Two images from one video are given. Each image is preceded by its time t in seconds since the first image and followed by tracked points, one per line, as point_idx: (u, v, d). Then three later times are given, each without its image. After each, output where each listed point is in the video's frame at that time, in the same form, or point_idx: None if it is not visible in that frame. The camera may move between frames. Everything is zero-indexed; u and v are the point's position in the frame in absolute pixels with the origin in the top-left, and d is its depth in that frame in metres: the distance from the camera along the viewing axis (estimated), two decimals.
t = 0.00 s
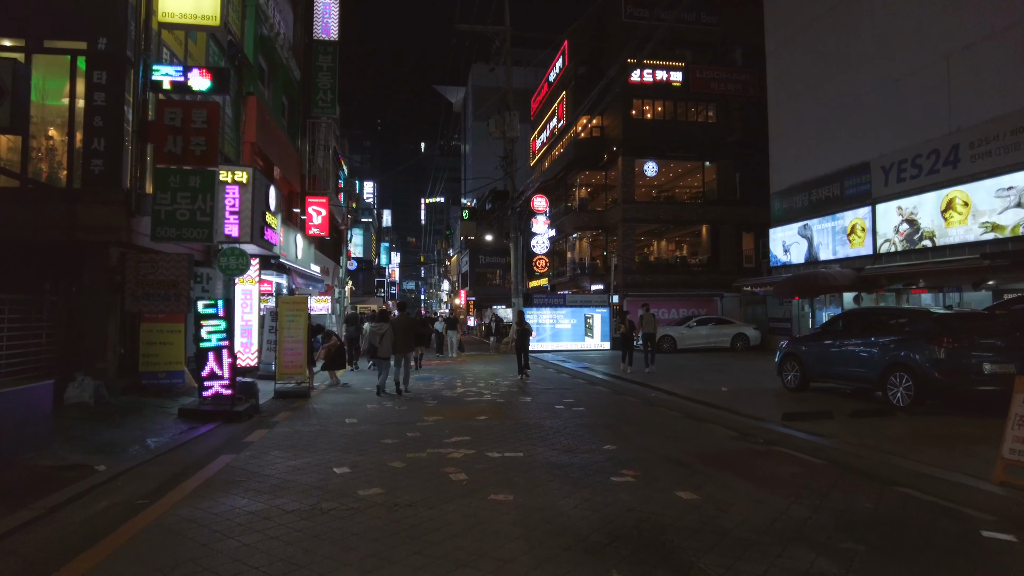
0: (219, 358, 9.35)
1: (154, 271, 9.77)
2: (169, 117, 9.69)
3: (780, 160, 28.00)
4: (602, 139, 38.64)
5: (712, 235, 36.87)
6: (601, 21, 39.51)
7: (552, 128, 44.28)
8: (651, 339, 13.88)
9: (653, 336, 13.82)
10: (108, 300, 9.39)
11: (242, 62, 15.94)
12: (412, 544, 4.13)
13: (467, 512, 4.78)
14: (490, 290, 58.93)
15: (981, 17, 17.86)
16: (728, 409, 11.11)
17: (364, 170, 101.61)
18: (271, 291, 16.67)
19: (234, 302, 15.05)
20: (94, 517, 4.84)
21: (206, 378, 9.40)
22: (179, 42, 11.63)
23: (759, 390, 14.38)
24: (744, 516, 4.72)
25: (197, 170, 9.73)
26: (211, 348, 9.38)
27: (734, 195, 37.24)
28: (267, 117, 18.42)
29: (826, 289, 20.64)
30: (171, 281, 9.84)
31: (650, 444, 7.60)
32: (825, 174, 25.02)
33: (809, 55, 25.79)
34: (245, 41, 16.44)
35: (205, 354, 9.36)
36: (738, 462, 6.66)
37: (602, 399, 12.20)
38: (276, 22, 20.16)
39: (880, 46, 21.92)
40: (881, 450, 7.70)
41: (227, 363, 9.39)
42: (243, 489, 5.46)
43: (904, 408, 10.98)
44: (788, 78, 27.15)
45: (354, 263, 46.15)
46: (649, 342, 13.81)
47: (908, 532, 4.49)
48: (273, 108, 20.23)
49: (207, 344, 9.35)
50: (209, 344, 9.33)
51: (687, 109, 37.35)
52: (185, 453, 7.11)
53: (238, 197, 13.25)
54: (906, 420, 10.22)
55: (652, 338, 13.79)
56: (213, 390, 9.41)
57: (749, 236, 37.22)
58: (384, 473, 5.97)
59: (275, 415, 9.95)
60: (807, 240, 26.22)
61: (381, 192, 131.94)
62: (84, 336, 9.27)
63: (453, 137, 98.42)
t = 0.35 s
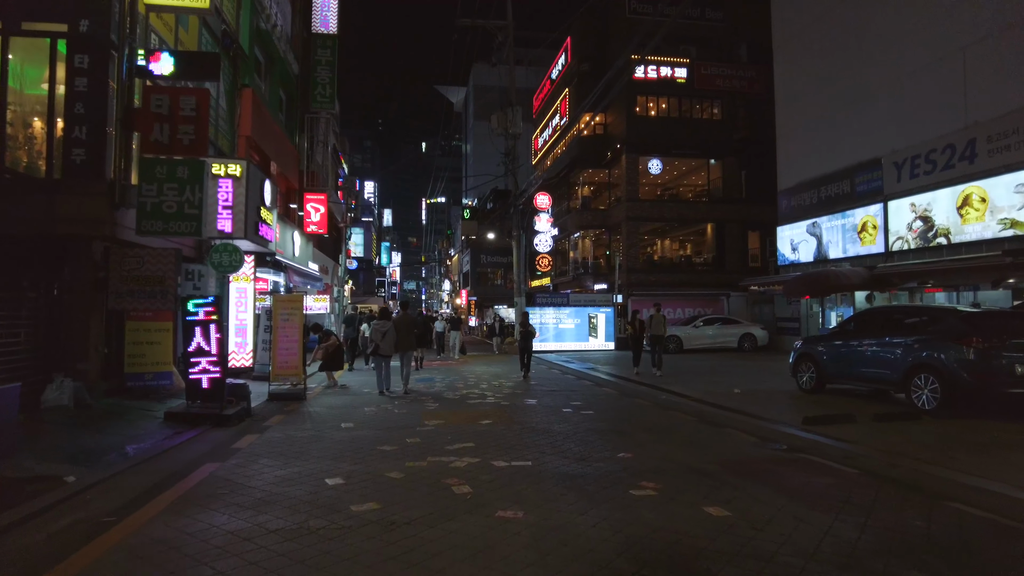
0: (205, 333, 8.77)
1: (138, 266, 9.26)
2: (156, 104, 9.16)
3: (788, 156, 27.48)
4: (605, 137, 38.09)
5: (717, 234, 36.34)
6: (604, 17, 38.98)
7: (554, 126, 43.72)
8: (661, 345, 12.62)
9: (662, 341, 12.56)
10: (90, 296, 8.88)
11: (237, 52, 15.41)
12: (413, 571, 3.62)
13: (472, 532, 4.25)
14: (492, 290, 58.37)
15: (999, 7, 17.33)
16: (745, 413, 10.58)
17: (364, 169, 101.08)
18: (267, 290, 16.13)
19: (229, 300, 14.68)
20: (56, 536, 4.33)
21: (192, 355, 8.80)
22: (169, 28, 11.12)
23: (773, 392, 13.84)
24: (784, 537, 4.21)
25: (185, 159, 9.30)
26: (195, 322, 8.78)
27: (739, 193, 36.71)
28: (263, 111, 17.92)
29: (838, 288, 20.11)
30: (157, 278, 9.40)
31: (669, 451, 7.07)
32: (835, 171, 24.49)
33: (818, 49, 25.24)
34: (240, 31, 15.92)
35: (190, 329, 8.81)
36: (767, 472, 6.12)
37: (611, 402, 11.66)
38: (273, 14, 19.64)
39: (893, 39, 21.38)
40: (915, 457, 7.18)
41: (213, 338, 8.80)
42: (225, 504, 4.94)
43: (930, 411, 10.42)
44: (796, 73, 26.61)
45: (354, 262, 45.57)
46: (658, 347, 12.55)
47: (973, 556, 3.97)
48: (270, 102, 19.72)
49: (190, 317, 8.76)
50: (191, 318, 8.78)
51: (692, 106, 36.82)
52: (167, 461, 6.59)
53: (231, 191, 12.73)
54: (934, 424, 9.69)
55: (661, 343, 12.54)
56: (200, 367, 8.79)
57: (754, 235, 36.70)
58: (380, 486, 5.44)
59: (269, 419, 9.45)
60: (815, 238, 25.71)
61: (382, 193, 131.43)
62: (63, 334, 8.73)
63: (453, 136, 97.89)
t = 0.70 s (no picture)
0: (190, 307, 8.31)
1: (121, 264, 8.74)
2: (138, 91, 8.59)
3: (795, 153, 26.97)
4: (608, 134, 37.58)
5: (722, 232, 35.82)
6: (607, 12, 38.46)
7: (556, 123, 43.19)
8: (671, 345, 11.87)
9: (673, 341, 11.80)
10: (69, 295, 8.33)
11: (231, 44, 14.91)
12: None
13: (482, 566, 3.72)
14: (493, 290, 57.80)
15: None
16: (763, 419, 10.03)
17: (364, 168, 100.62)
18: (262, 290, 15.61)
19: (222, 302, 14.18)
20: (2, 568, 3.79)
21: (176, 331, 8.33)
22: (157, 15, 10.58)
23: (787, 395, 13.31)
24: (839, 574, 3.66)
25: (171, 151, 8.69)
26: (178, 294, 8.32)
27: (744, 191, 36.18)
28: (258, 105, 17.42)
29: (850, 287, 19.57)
30: (141, 277, 8.87)
31: (691, 464, 6.52)
32: (844, 167, 23.96)
33: (827, 43, 24.68)
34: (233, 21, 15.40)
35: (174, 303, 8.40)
36: (803, 490, 5.58)
37: (620, 405, 11.17)
38: (269, 6, 19.11)
39: (905, 31, 20.83)
40: (956, 470, 6.65)
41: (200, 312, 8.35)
42: (202, 530, 4.39)
43: (959, 416, 9.89)
44: (804, 67, 26.08)
45: (353, 261, 45.07)
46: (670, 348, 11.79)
47: None
48: (267, 97, 19.19)
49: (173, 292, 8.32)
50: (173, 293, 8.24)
51: (696, 102, 36.29)
52: (146, 475, 6.08)
53: (222, 186, 12.21)
54: (966, 431, 9.16)
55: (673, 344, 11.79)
56: (185, 343, 8.27)
57: (760, 233, 36.15)
58: (376, 507, 4.91)
59: (261, 427, 8.92)
60: (824, 236, 25.21)
61: (382, 192, 130.80)
62: (40, 337, 8.18)
63: (454, 135, 97.41)
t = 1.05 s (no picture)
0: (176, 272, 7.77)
1: (106, 259, 8.14)
2: (124, 75, 8.12)
3: (805, 150, 26.43)
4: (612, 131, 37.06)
5: (728, 231, 35.31)
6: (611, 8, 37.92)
7: (559, 120, 42.67)
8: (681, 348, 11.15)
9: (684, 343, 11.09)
10: (48, 293, 7.78)
11: (227, 33, 14.36)
12: None
13: None
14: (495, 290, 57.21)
15: None
16: (788, 424, 9.49)
17: (364, 167, 100.17)
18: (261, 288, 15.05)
19: (219, 300, 13.63)
20: None
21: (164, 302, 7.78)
22: None
23: (806, 398, 12.78)
24: None
25: (160, 136, 8.24)
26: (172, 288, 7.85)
27: (751, 188, 35.63)
28: (256, 98, 16.90)
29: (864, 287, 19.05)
30: (127, 272, 8.23)
31: (721, 477, 5.97)
32: (856, 164, 23.42)
33: (839, 36, 24.12)
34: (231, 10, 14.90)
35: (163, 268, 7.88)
36: (849, 510, 5.02)
37: (634, 409, 10.64)
38: None
39: (920, 23, 20.28)
40: (1009, 482, 6.10)
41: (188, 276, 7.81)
42: (179, 557, 3.87)
43: (995, 422, 9.34)
44: (815, 62, 25.53)
45: (354, 260, 44.52)
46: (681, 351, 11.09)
47: None
48: (265, 90, 18.66)
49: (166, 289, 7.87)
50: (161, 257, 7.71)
51: (702, 99, 35.74)
52: (127, 488, 5.56)
53: (217, 179, 11.73)
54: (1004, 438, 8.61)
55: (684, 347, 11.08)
56: (172, 314, 7.76)
57: (767, 232, 35.59)
58: (377, 529, 4.37)
59: (255, 432, 8.42)
60: (835, 234, 24.66)
61: (383, 192, 130.18)
62: (18, 337, 7.65)
63: (455, 134, 96.86)
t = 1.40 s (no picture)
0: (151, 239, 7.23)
1: (85, 252, 7.70)
2: (104, 56, 7.78)
3: (813, 146, 25.91)
4: (615, 129, 36.57)
5: (734, 230, 34.76)
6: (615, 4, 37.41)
7: (562, 118, 42.16)
8: (694, 349, 10.57)
9: (697, 344, 10.53)
10: (18, 287, 7.32)
11: (220, 21, 13.86)
12: None
13: None
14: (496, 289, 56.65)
15: None
16: (810, 428, 8.98)
17: (365, 167, 99.77)
18: (254, 286, 14.53)
19: (211, 299, 13.24)
20: None
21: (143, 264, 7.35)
22: None
23: (822, 400, 12.26)
24: None
25: (143, 120, 7.89)
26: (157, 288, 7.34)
27: (757, 186, 35.11)
28: (252, 90, 16.43)
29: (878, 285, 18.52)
30: (106, 267, 7.77)
31: (749, 489, 5.45)
32: (866, 160, 22.89)
33: (849, 30, 23.57)
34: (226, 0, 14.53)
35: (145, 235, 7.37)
36: (898, 529, 4.50)
37: (645, 412, 10.11)
38: None
39: (933, 16, 19.76)
40: None
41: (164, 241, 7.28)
42: None
43: None
44: (824, 56, 24.99)
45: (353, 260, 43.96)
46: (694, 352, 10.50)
47: None
48: (262, 83, 18.16)
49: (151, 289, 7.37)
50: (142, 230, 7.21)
51: (707, 96, 35.25)
52: (95, 503, 5.03)
53: (209, 170, 11.22)
54: None
55: (698, 348, 10.51)
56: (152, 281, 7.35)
57: (773, 230, 35.07)
58: (370, 552, 3.87)
59: (244, 437, 7.92)
60: (845, 232, 24.14)
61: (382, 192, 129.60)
62: None
63: (455, 134, 96.34)
